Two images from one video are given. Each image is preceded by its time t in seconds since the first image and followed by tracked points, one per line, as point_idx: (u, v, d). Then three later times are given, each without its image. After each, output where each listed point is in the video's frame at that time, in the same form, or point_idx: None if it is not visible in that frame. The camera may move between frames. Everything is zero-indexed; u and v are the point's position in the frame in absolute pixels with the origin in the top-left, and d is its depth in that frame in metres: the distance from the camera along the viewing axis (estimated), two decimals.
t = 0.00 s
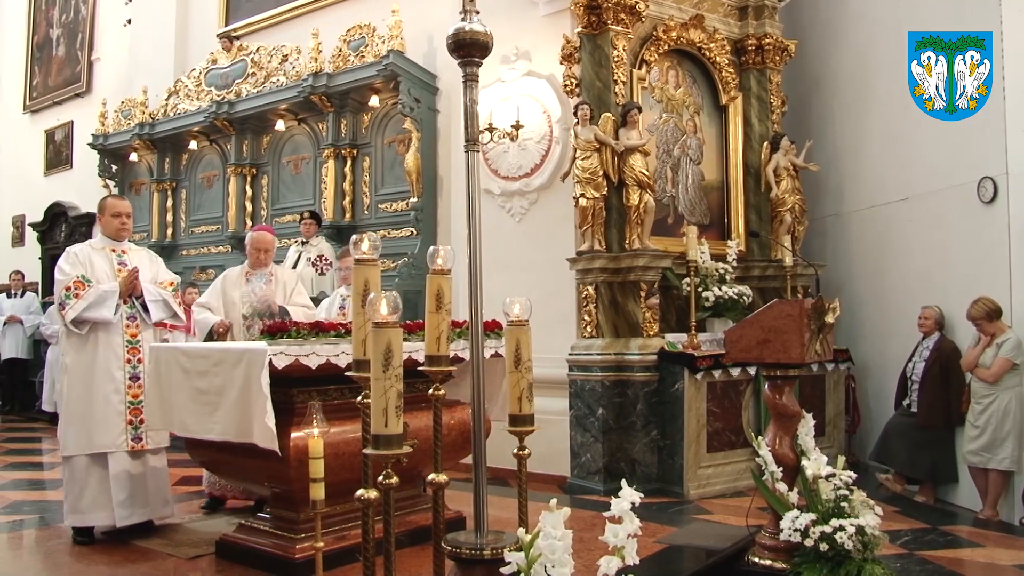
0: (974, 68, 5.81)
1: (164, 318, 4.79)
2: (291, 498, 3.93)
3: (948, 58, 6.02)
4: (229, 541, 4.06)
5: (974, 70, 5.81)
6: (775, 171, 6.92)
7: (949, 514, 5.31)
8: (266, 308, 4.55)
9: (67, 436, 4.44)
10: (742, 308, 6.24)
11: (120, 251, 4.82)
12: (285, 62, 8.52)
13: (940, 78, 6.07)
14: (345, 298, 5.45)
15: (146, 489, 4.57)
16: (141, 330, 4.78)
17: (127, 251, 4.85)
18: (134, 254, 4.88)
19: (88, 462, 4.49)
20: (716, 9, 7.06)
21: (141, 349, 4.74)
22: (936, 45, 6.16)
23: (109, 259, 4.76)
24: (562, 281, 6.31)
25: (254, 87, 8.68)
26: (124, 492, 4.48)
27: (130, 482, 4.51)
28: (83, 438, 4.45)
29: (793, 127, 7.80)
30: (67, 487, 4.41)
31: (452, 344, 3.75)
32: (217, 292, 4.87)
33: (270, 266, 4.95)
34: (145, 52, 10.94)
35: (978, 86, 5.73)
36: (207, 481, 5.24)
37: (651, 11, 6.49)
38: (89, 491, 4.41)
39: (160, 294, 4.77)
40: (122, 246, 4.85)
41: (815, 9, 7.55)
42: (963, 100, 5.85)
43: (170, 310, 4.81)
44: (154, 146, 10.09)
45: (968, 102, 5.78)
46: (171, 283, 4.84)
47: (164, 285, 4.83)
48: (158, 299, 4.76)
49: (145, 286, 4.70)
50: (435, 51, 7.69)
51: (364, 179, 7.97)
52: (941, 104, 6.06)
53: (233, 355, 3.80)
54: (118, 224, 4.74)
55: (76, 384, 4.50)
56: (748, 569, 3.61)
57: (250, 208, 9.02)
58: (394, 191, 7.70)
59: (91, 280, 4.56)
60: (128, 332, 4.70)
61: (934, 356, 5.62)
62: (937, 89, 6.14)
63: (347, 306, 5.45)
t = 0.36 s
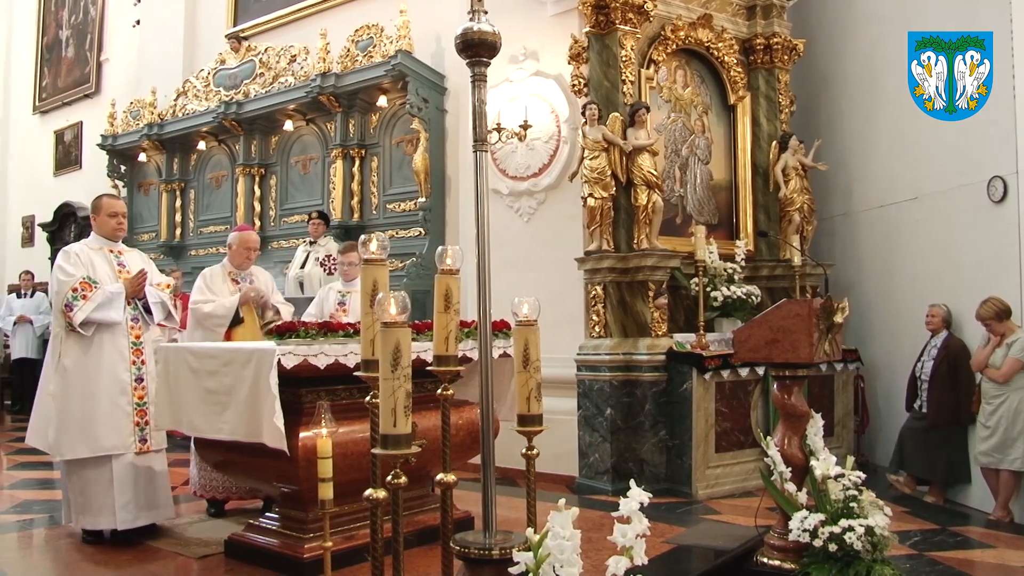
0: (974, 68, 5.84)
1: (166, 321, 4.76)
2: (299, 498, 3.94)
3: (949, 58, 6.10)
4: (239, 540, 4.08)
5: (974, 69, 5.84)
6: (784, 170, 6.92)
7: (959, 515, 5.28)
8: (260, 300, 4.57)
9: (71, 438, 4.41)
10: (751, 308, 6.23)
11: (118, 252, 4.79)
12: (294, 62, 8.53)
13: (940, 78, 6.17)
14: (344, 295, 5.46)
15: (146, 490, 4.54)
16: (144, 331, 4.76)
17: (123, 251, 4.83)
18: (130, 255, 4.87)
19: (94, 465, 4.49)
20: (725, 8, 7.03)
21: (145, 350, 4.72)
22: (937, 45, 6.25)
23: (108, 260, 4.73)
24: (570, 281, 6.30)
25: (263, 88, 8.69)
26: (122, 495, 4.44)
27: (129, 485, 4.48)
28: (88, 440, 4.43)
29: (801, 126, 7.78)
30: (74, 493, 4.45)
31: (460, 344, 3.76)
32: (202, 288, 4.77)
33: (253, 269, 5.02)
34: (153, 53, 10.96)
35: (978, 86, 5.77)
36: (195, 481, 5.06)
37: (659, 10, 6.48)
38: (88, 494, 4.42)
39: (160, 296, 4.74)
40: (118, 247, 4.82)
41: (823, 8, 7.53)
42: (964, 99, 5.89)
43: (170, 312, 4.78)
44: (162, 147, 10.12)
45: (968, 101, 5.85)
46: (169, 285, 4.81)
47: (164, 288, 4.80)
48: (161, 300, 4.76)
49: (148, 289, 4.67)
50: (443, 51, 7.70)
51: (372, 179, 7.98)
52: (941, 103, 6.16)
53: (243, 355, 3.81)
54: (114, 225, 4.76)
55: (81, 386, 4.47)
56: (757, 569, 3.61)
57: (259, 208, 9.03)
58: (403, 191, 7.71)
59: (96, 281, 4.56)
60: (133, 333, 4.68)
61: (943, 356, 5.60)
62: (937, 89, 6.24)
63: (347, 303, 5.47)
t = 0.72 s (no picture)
0: (974, 68, 5.93)
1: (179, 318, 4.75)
2: (309, 497, 3.95)
3: (948, 58, 6.20)
4: (248, 540, 4.09)
5: (974, 69, 5.93)
6: (793, 170, 6.90)
7: (970, 516, 5.26)
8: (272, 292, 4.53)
9: (83, 437, 4.45)
10: (760, 307, 6.22)
11: (129, 251, 4.81)
12: (303, 63, 8.54)
13: (940, 78, 6.27)
14: (350, 294, 5.37)
15: (152, 487, 4.57)
16: (156, 330, 4.76)
17: (135, 250, 4.85)
18: (141, 254, 4.88)
19: (104, 465, 4.49)
20: (734, 8, 7.02)
21: (156, 349, 4.72)
22: (937, 45, 6.36)
23: (120, 259, 4.75)
24: (580, 281, 6.30)
25: (272, 88, 8.71)
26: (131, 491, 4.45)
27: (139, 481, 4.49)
28: (100, 438, 4.46)
29: (811, 125, 7.75)
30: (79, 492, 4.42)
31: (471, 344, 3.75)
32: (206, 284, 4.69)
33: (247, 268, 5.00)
34: (163, 54, 11.00)
35: (978, 85, 5.86)
36: (188, 481, 5.12)
37: (668, 10, 6.48)
38: (96, 491, 4.41)
39: (171, 293, 4.74)
40: (130, 246, 4.84)
41: (833, 6, 7.51)
42: (964, 99, 5.99)
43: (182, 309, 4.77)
44: (172, 147, 10.15)
45: (968, 101, 5.94)
46: (181, 283, 4.81)
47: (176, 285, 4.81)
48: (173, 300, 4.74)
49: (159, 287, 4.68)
50: (451, 51, 7.71)
51: (381, 179, 7.98)
52: (941, 103, 6.24)
53: (253, 354, 3.82)
54: (126, 225, 4.76)
55: (94, 385, 4.50)
56: (767, 570, 3.60)
57: (268, 209, 9.05)
58: (412, 191, 7.72)
59: (107, 281, 4.56)
60: (144, 332, 4.69)
61: (955, 355, 5.58)
62: (937, 88, 6.33)
63: (354, 302, 5.39)
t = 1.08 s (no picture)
0: (974, 68, 6.00)
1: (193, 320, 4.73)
2: (319, 497, 3.96)
3: (946, 58, 6.30)
4: (258, 539, 4.10)
5: (974, 69, 6.01)
6: (803, 169, 6.89)
7: (981, 516, 5.24)
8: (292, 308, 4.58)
9: (100, 436, 4.50)
10: (770, 307, 6.20)
11: (144, 252, 4.82)
12: (312, 63, 8.55)
13: (940, 78, 6.36)
14: (348, 294, 5.23)
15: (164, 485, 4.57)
16: (169, 330, 4.78)
17: (149, 251, 4.85)
18: (156, 254, 4.90)
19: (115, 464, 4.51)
20: (743, 7, 7.01)
21: (169, 349, 4.75)
22: (936, 45, 6.46)
23: (135, 259, 4.76)
24: (589, 281, 6.29)
25: (281, 89, 8.73)
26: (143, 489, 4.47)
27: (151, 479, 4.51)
28: (115, 437, 4.50)
29: (821, 125, 7.72)
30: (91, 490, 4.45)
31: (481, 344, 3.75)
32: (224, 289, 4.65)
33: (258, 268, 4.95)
34: (173, 55, 11.03)
35: (978, 85, 5.94)
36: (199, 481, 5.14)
37: (677, 10, 6.47)
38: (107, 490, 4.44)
39: (186, 295, 4.69)
40: (145, 247, 4.84)
41: (842, 5, 7.48)
42: (963, 99, 6.09)
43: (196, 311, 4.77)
44: (182, 148, 10.18)
45: (968, 100, 6.04)
46: (195, 284, 4.82)
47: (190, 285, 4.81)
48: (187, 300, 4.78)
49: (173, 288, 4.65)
50: (460, 51, 7.71)
51: (391, 179, 7.99)
52: (941, 103, 6.35)
53: (262, 355, 3.82)
54: (143, 227, 4.77)
55: (109, 384, 4.53)
56: (777, 570, 3.60)
57: (278, 209, 9.07)
58: (421, 191, 7.72)
59: (122, 281, 4.59)
60: (157, 332, 4.71)
61: (964, 356, 5.56)
62: (937, 89, 6.43)
63: (351, 302, 5.25)
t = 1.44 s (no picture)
0: (974, 68, 6.18)
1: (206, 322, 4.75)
2: (330, 496, 3.97)
3: (949, 58, 6.45)
4: (269, 539, 4.11)
5: (974, 69, 6.18)
6: (814, 169, 6.87)
7: (995, 517, 5.22)
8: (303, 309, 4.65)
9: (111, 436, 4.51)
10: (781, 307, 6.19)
11: (158, 253, 4.84)
12: (323, 63, 8.57)
13: (940, 78, 6.52)
14: (357, 294, 5.22)
15: (179, 486, 4.58)
16: (183, 331, 4.79)
17: (163, 252, 4.87)
18: (170, 255, 4.92)
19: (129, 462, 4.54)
20: (754, 6, 6.99)
21: (182, 350, 4.75)
22: (937, 45, 6.62)
23: (148, 260, 4.79)
24: (600, 281, 6.29)
25: (292, 89, 8.75)
26: (159, 489, 4.51)
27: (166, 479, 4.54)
28: (128, 437, 4.51)
29: (832, 124, 7.65)
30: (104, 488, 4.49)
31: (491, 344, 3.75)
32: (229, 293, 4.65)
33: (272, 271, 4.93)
34: (184, 56, 11.06)
35: (978, 85, 6.13)
36: (212, 480, 5.15)
37: (688, 9, 6.45)
38: (119, 491, 4.47)
39: (198, 296, 4.73)
40: (159, 248, 4.87)
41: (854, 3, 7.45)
42: (964, 99, 6.27)
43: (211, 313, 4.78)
44: (193, 148, 10.21)
45: (968, 101, 6.23)
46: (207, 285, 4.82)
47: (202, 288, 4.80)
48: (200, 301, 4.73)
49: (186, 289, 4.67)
50: (471, 51, 7.72)
51: (401, 179, 8.00)
52: (942, 103, 6.49)
53: (273, 354, 3.83)
54: (158, 229, 4.78)
55: (121, 386, 4.55)
56: (788, 571, 3.58)
57: (289, 209, 9.09)
58: (432, 191, 7.73)
59: (135, 282, 4.62)
60: (170, 333, 4.71)
61: (974, 356, 5.53)
62: (937, 89, 6.58)
63: (361, 302, 5.25)
